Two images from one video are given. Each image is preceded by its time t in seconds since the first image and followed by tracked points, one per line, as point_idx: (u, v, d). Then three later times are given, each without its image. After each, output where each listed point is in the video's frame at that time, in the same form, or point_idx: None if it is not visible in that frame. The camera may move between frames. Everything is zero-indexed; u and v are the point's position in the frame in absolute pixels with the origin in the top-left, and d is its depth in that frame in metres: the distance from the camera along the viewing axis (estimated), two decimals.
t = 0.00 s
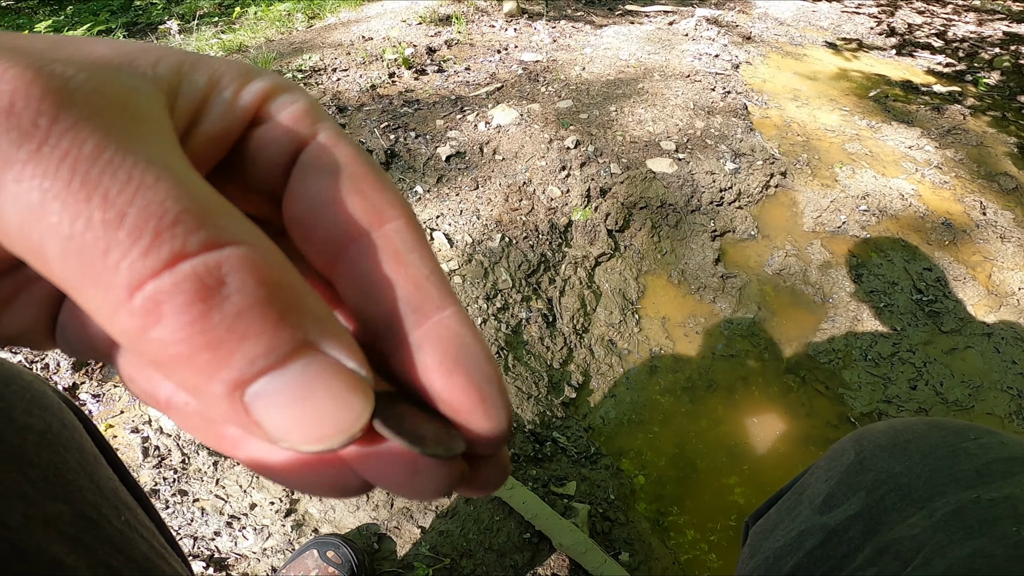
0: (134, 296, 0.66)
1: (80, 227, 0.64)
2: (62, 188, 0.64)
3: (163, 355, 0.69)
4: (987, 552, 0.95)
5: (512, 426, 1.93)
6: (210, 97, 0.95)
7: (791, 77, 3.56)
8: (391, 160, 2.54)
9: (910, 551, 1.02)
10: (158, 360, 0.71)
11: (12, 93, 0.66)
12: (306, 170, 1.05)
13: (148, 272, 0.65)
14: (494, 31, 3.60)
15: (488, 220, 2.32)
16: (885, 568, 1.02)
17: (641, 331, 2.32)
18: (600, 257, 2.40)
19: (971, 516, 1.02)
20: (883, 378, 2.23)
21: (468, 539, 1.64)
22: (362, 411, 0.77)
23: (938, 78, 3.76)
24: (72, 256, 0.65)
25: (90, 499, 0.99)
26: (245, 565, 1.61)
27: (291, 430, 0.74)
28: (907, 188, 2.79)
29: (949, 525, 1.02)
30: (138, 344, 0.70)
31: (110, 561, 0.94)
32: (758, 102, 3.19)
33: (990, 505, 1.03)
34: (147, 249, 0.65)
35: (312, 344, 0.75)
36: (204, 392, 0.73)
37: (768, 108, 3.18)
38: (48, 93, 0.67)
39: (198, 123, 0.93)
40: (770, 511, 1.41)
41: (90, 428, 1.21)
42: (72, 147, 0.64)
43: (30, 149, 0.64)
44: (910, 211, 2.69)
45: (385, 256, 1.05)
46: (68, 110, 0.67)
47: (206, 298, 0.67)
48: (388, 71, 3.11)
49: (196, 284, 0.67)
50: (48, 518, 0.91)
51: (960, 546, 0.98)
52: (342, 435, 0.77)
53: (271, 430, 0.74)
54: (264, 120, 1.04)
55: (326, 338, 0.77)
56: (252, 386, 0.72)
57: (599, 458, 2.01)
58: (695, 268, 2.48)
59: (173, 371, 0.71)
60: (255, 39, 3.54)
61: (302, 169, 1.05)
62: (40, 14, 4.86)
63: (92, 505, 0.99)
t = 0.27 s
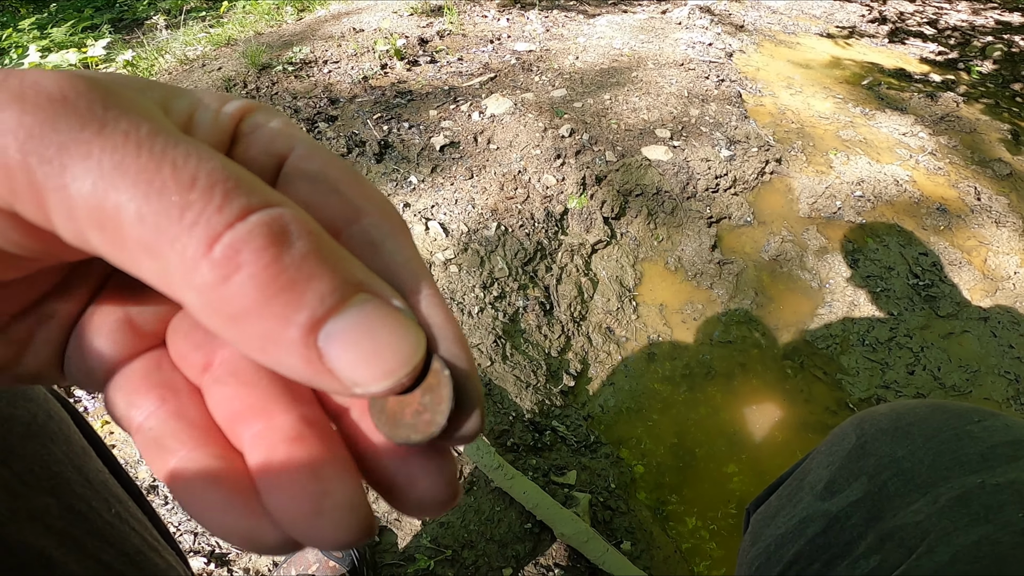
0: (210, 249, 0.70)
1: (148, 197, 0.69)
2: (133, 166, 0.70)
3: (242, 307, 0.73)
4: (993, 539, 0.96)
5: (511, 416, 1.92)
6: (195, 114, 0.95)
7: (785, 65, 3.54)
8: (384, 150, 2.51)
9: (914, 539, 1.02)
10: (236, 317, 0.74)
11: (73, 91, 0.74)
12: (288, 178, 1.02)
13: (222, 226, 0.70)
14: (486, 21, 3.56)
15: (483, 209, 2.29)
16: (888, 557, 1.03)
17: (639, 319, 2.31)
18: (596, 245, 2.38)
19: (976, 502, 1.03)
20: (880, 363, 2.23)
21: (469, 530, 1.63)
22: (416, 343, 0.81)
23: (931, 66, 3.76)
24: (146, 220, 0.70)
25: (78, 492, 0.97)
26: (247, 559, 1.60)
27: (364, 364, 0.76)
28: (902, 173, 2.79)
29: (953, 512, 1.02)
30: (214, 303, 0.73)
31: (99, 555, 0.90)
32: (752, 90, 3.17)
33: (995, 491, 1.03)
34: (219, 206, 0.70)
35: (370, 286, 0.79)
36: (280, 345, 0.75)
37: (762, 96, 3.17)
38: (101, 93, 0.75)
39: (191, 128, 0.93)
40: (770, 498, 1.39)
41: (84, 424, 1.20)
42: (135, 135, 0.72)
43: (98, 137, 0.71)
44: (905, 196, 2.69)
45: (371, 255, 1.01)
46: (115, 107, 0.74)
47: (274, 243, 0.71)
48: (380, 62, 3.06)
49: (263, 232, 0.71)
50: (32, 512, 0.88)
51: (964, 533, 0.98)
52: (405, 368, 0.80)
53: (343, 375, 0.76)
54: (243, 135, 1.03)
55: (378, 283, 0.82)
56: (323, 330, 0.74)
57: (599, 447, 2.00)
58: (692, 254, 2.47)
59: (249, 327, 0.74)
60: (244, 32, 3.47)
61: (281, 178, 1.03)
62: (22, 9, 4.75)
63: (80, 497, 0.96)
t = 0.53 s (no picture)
0: (199, 223, 0.68)
1: (125, 183, 0.67)
2: (100, 158, 0.67)
3: (245, 276, 0.71)
4: (986, 528, 0.95)
5: (507, 407, 1.90)
6: (139, 103, 0.90)
7: (775, 52, 3.52)
8: (374, 143, 2.47)
9: (907, 528, 1.02)
10: (240, 286, 0.72)
11: (12, 92, 0.70)
12: (251, 137, 1.00)
13: (204, 200, 0.67)
14: (473, 11, 3.51)
15: (474, 200, 2.27)
16: (881, 548, 1.02)
17: (634, 306, 2.30)
18: (590, 233, 2.36)
19: (969, 490, 1.02)
20: (875, 347, 2.23)
21: (468, 523, 1.62)
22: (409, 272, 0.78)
23: (920, 51, 3.75)
24: (132, 207, 0.68)
25: (73, 493, 0.96)
26: (247, 557, 1.58)
27: (365, 310, 0.74)
28: (893, 158, 2.78)
29: (946, 501, 1.01)
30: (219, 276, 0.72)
31: (94, 554, 0.94)
32: (743, 76, 3.15)
33: (988, 480, 1.02)
34: (196, 181, 0.67)
35: (356, 233, 0.77)
36: (288, 304, 0.74)
37: (753, 82, 3.15)
38: (47, 92, 0.72)
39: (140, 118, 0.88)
40: (764, 488, 1.37)
41: (72, 420, 1.16)
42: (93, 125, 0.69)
43: (59, 135, 0.69)
44: (896, 180, 2.68)
45: (354, 184, 1.00)
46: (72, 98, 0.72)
47: (257, 208, 0.69)
48: (367, 54, 3.02)
49: (242, 199, 0.68)
50: (26, 513, 0.88)
51: (957, 522, 0.98)
52: (401, 307, 0.77)
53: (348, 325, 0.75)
54: (195, 111, 0.98)
55: (366, 232, 0.79)
56: (323, 282, 0.72)
57: (596, 437, 1.99)
58: (685, 241, 2.45)
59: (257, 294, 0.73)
60: (227, 26, 3.40)
61: (244, 142, 1.00)
62: None
63: (73, 498, 0.96)
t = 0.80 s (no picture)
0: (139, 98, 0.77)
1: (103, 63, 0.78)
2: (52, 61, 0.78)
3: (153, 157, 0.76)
4: (985, 521, 0.93)
5: (507, 399, 1.90)
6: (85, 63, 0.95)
7: (767, 41, 3.51)
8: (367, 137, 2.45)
9: (905, 521, 0.99)
10: (146, 164, 0.76)
11: None
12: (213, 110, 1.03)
13: (152, 85, 0.78)
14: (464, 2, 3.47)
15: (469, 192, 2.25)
16: (879, 541, 0.99)
17: (631, 296, 2.29)
18: (585, 223, 2.35)
19: (966, 482, 0.98)
20: (871, 333, 2.24)
21: (470, 516, 1.62)
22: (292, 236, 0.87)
23: (910, 39, 3.75)
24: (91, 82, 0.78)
25: (62, 500, 0.90)
26: (252, 555, 1.58)
27: (256, 224, 0.82)
28: (886, 145, 2.78)
29: (944, 492, 0.98)
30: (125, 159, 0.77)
31: (89, 562, 0.90)
32: (735, 66, 3.14)
33: (987, 471, 0.98)
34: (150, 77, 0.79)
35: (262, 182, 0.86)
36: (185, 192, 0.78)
37: (745, 71, 3.14)
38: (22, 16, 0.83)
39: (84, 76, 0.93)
40: (763, 479, 1.31)
41: (52, 423, 1.12)
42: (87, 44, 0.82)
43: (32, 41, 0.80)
44: (889, 167, 2.69)
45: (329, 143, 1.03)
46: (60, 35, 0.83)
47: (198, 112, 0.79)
48: (357, 47, 2.98)
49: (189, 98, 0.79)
50: (14, 521, 0.81)
51: (955, 514, 0.95)
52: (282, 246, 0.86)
53: (225, 242, 0.81)
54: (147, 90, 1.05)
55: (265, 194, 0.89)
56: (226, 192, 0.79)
57: (596, 427, 1.99)
58: (681, 230, 2.45)
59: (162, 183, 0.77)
60: (213, 22, 3.34)
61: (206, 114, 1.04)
62: None
63: (62, 505, 0.90)
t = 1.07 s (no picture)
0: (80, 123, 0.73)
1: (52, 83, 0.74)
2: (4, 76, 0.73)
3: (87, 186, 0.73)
4: (984, 517, 0.93)
5: (507, 395, 1.90)
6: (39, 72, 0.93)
7: (762, 34, 3.50)
8: (363, 133, 2.44)
9: (905, 517, 0.99)
10: (81, 190, 0.73)
11: None
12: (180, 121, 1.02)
13: (96, 110, 0.74)
14: None
15: (467, 187, 2.25)
16: (879, 537, 0.99)
17: (629, 290, 2.29)
18: (583, 218, 2.35)
19: (965, 477, 0.98)
20: (870, 325, 2.24)
21: (472, 512, 1.62)
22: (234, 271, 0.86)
23: (905, 32, 3.75)
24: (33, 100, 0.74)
25: (65, 507, 0.89)
26: (257, 553, 1.57)
27: (191, 266, 0.79)
28: (882, 138, 2.78)
29: (943, 488, 0.98)
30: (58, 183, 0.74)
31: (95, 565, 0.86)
32: (731, 59, 3.13)
33: (986, 466, 0.98)
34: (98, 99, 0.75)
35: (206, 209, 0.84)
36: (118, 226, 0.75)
37: (741, 64, 3.13)
38: None
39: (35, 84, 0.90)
40: (764, 473, 1.31)
41: (56, 430, 1.12)
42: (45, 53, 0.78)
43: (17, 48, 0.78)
44: (886, 159, 2.69)
45: (301, 157, 1.02)
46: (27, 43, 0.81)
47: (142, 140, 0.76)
48: (352, 44, 2.97)
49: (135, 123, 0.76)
50: (18, 528, 0.80)
51: (955, 510, 0.95)
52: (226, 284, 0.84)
53: (161, 279, 0.78)
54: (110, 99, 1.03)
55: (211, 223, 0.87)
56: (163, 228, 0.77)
57: (597, 422, 1.99)
58: (679, 223, 2.45)
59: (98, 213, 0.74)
60: (206, 20, 3.32)
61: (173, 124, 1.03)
62: None
63: (66, 511, 0.88)
